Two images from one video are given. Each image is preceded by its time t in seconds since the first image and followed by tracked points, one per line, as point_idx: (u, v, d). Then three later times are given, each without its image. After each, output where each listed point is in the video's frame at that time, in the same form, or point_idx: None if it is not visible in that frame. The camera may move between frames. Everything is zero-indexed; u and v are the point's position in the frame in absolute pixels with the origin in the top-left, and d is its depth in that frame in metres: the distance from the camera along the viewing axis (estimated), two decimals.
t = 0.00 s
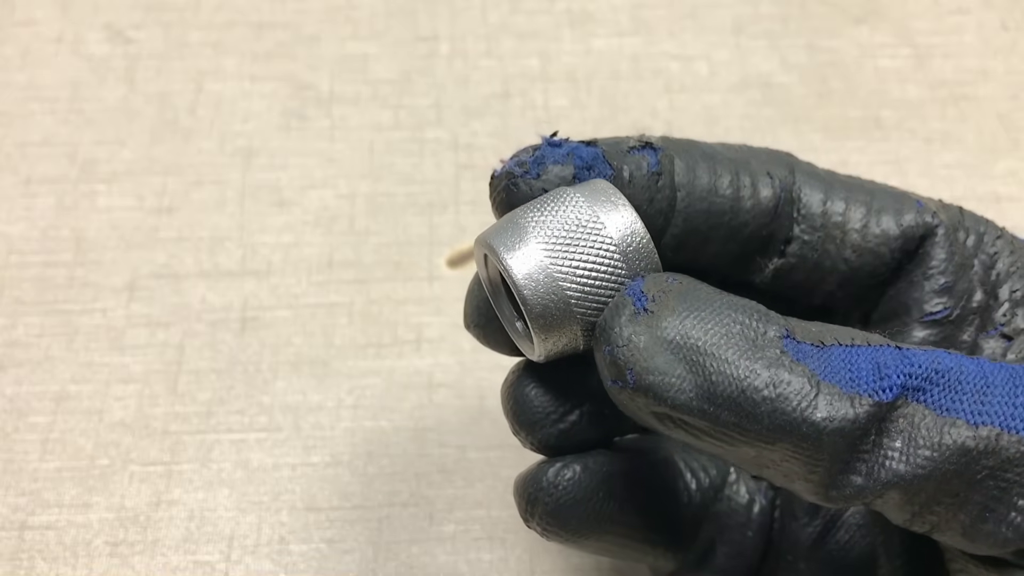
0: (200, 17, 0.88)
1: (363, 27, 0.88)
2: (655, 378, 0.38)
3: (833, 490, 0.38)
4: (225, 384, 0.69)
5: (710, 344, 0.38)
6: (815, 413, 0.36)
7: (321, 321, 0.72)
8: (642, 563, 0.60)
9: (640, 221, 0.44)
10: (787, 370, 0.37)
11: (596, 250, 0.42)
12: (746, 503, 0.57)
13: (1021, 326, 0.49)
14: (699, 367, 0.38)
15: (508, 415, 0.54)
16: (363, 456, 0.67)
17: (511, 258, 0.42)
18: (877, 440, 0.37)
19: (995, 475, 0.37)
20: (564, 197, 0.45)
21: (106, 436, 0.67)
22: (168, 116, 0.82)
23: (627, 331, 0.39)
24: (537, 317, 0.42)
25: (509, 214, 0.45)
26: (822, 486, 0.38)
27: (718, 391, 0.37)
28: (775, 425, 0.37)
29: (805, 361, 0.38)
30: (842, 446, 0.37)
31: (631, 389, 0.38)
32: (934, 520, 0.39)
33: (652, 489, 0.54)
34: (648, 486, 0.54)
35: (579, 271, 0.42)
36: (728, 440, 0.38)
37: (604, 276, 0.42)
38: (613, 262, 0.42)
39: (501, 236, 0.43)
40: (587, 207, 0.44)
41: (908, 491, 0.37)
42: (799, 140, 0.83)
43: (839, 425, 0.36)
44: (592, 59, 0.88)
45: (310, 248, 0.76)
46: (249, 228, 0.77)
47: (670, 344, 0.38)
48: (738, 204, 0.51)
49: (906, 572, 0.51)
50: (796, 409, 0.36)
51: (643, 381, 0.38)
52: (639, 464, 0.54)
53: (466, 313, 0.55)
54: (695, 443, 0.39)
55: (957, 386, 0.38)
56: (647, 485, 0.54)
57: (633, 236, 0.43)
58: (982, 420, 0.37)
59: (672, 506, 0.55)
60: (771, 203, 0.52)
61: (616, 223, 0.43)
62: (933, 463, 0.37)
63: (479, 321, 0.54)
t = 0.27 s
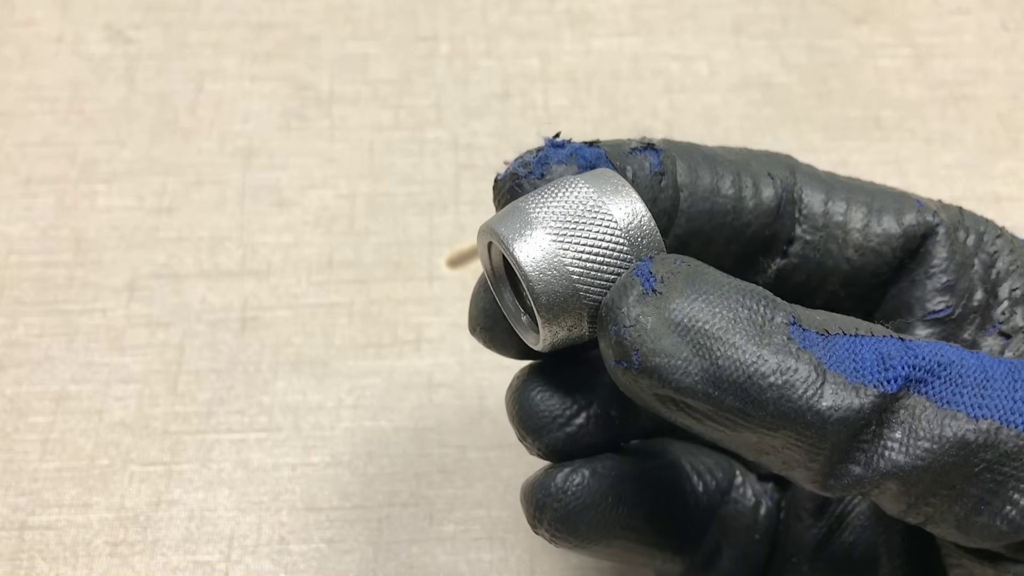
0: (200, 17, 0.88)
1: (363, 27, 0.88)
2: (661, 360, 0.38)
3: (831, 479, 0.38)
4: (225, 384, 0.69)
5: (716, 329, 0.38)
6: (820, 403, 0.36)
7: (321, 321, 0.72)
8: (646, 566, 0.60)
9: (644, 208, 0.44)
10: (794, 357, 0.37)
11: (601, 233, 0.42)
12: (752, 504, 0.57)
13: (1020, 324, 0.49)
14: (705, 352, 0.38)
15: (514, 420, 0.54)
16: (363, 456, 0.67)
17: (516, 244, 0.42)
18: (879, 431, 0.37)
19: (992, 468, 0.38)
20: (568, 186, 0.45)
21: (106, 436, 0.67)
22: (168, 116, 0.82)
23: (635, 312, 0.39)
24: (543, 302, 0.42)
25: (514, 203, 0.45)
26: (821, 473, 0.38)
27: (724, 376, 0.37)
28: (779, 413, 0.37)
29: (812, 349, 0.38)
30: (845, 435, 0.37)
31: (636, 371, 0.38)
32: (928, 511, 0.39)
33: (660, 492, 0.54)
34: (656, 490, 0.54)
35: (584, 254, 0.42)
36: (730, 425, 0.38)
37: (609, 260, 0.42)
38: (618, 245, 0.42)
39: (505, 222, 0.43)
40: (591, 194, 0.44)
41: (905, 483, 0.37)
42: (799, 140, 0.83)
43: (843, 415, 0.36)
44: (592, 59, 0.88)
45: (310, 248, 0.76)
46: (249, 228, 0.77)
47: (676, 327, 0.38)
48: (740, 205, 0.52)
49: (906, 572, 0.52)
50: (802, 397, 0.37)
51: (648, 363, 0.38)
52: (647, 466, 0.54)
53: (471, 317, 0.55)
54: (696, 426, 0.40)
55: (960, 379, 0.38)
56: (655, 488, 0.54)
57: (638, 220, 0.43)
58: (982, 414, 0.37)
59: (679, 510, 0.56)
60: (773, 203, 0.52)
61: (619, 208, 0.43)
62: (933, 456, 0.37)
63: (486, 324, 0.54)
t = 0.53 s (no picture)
0: (201, 17, 0.88)
1: (363, 27, 0.88)
2: (675, 339, 0.38)
3: (847, 462, 0.38)
4: (225, 384, 0.69)
5: (727, 311, 0.39)
6: (831, 378, 0.37)
7: (321, 321, 0.72)
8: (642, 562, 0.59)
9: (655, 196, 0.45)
10: (804, 337, 0.38)
11: (616, 215, 0.43)
12: (749, 504, 0.57)
13: None
14: (717, 332, 0.38)
15: (508, 419, 0.54)
16: (363, 456, 0.67)
17: (532, 224, 0.43)
18: (892, 411, 0.37)
19: (1009, 449, 0.37)
20: (578, 175, 0.46)
21: (106, 436, 0.67)
22: (168, 116, 0.82)
23: (648, 295, 0.39)
24: (563, 276, 0.42)
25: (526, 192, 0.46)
26: (835, 455, 0.38)
27: (737, 355, 0.38)
28: (792, 390, 0.37)
29: (822, 330, 0.38)
30: (859, 413, 0.37)
31: (650, 352, 0.38)
32: (948, 500, 0.38)
33: (656, 491, 0.54)
34: (652, 489, 0.53)
35: (601, 232, 0.43)
36: (743, 407, 0.38)
37: (624, 240, 0.43)
38: (631, 228, 0.43)
39: (520, 207, 0.44)
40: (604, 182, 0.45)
41: (921, 464, 0.37)
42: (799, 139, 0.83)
43: (856, 391, 0.37)
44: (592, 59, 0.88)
45: (310, 248, 0.76)
46: (249, 228, 0.77)
47: (689, 309, 0.39)
48: (768, 163, 0.51)
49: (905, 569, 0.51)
50: (814, 374, 0.37)
51: (662, 342, 0.38)
52: (644, 463, 0.54)
53: (466, 316, 0.55)
54: (708, 412, 0.39)
55: (971, 361, 0.38)
56: (652, 487, 0.53)
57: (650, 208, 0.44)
58: (997, 393, 0.37)
59: (674, 509, 0.55)
60: (803, 166, 0.52)
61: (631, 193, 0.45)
62: (948, 434, 0.37)
63: (482, 321, 0.54)
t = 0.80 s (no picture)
0: (200, 16, 0.88)
1: (363, 27, 0.88)
2: (665, 352, 0.38)
3: (837, 472, 0.38)
4: (225, 384, 0.69)
5: (716, 323, 0.39)
6: (819, 388, 0.37)
7: (321, 321, 0.72)
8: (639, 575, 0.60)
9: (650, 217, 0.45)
10: (792, 348, 0.38)
11: (630, 225, 0.42)
12: (747, 521, 0.57)
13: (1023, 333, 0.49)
14: (706, 343, 0.38)
15: (484, 448, 0.50)
16: (363, 456, 0.67)
17: (559, 202, 0.41)
18: (881, 421, 0.38)
19: (1000, 456, 0.37)
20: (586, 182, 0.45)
21: (106, 436, 0.67)
22: (168, 116, 0.82)
23: (638, 308, 0.39)
24: (581, 259, 0.40)
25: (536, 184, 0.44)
26: (826, 465, 0.38)
27: (727, 366, 0.38)
28: (780, 399, 0.37)
29: (810, 341, 0.39)
30: (848, 423, 0.37)
31: (641, 365, 0.39)
32: (942, 510, 0.38)
33: (646, 518, 0.51)
34: (641, 517, 0.51)
35: (620, 233, 0.41)
36: (733, 419, 0.38)
37: (635, 249, 0.42)
38: (641, 241, 0.42)
39: (544, 188, 0.42)
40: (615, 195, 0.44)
41: (912, 472, 0.37)
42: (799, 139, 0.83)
43: (844, 400, 0.37)
44: (592, 59, 0.88)
45: (310, 248, 0.76)
46: (249, 228, 0.77)
47: (679, 322, 0.39)
48: (747, 180, 0.52)
49: None
50: (802, 385, 0.37)
51: (652, 355, 0.38)
52: (632, 492, 0.51)
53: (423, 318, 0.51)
54: (700, 425, 0.40)
55: (961, 368, 0.38)
56: (640, 514, 0.51)
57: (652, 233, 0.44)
58: (985, 400, 0.37)
59: (670, 537, 0.53)
60: (780, 179, 0.53)
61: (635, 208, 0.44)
62: (938, 442, 0.37)
63: (433, 324, 0.50)
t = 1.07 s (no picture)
0: (200, 16, 0.88)
1: (363, 27, 0.88)
2: (665, 359, 0.38)
3: (839, 475, 0.38)
4: (225, 384, 0.69)
5: (715, 328, 0.39)
6: (818, 390, 0.37)
7: (321, 321, 0.72)
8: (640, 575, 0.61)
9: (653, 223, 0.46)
10: (791, 352, 0.38)
11: (642, 230, 0.43)
12: (747, 523, 0.58)
13: None
14: (705, 349, 0.39)
15: (481, 452, 0.50)
16: (363, 455, 0.67)
17: (578, 197, 0.41)
18: (881, 422, 0.37)
19: (999, 455, 0.37)
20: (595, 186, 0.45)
21: (106, 436, 0.67)
22: (168, 116, 0.82)
23: (638, 315, 0.39)
24: (596, 251, 0.40)
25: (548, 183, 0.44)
26: (827, 467, 0.38)
27: (727, 371, 0.38)
28: (780, 403, 0.37)
29: (809, 345, 0.38)
30: (848, 426, 0.37)
31: (642, 372, 0.39)
32: (943, 511, 0.38)
33: (644, 522, 0.51)
34: (640, 521, 0.51)
35: (632, 235, 0.41)
36: (734, 423, 0.38)
37: (644, 253, 0.42)
38: (649, 247, 0.43)
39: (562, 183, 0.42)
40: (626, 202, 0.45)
41: (913, 473, 0.37)
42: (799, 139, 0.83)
43: (844, 403, 0.37)
44: (592, 59, 0.88)
45: (310, 248, 0.76)
46: (249, 228, 0.77)
47: (678, 329, 0.39)
48: (749, 178, 0.52)
49: None
50: (801, 388, 0.37)
51: (653, 362, 0.38)
52: (631, 498, 0.51)
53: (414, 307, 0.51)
54: (702, 430, 0.40)
55: (959, 369, 0.38)
56: (639, 519, 0.51)
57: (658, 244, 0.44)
58: (983, 401, 0.37)
59: (669, 542, 0.53)
60: (781, 176, 0.53)
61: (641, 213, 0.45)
62: (938, 443, 0.37)
63: (424, 315, 0.50)
